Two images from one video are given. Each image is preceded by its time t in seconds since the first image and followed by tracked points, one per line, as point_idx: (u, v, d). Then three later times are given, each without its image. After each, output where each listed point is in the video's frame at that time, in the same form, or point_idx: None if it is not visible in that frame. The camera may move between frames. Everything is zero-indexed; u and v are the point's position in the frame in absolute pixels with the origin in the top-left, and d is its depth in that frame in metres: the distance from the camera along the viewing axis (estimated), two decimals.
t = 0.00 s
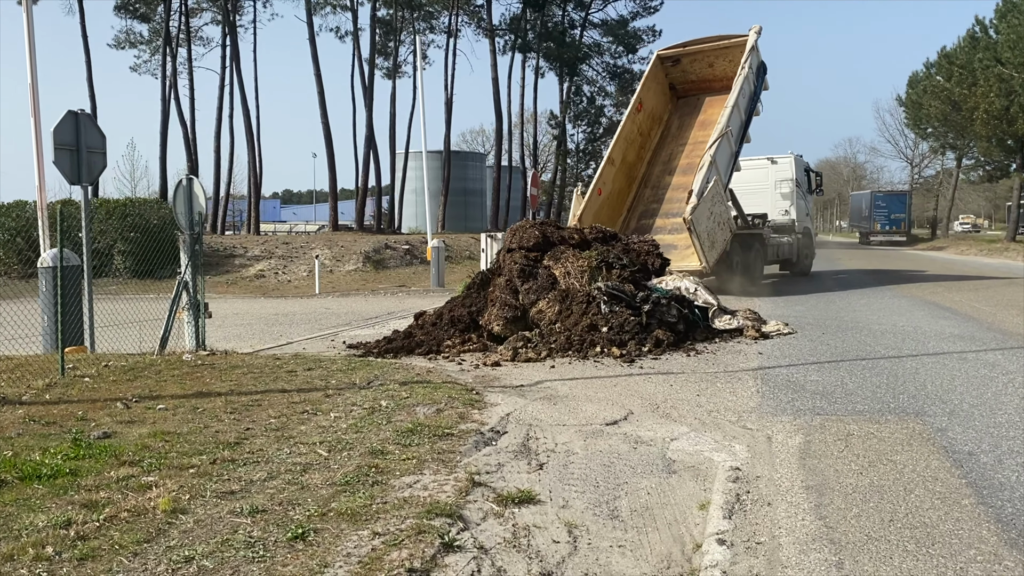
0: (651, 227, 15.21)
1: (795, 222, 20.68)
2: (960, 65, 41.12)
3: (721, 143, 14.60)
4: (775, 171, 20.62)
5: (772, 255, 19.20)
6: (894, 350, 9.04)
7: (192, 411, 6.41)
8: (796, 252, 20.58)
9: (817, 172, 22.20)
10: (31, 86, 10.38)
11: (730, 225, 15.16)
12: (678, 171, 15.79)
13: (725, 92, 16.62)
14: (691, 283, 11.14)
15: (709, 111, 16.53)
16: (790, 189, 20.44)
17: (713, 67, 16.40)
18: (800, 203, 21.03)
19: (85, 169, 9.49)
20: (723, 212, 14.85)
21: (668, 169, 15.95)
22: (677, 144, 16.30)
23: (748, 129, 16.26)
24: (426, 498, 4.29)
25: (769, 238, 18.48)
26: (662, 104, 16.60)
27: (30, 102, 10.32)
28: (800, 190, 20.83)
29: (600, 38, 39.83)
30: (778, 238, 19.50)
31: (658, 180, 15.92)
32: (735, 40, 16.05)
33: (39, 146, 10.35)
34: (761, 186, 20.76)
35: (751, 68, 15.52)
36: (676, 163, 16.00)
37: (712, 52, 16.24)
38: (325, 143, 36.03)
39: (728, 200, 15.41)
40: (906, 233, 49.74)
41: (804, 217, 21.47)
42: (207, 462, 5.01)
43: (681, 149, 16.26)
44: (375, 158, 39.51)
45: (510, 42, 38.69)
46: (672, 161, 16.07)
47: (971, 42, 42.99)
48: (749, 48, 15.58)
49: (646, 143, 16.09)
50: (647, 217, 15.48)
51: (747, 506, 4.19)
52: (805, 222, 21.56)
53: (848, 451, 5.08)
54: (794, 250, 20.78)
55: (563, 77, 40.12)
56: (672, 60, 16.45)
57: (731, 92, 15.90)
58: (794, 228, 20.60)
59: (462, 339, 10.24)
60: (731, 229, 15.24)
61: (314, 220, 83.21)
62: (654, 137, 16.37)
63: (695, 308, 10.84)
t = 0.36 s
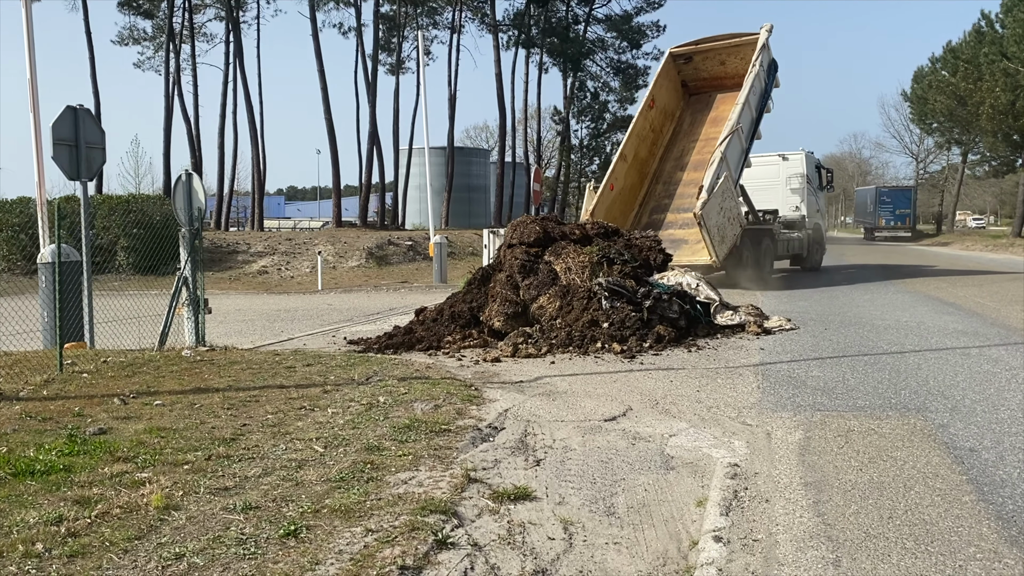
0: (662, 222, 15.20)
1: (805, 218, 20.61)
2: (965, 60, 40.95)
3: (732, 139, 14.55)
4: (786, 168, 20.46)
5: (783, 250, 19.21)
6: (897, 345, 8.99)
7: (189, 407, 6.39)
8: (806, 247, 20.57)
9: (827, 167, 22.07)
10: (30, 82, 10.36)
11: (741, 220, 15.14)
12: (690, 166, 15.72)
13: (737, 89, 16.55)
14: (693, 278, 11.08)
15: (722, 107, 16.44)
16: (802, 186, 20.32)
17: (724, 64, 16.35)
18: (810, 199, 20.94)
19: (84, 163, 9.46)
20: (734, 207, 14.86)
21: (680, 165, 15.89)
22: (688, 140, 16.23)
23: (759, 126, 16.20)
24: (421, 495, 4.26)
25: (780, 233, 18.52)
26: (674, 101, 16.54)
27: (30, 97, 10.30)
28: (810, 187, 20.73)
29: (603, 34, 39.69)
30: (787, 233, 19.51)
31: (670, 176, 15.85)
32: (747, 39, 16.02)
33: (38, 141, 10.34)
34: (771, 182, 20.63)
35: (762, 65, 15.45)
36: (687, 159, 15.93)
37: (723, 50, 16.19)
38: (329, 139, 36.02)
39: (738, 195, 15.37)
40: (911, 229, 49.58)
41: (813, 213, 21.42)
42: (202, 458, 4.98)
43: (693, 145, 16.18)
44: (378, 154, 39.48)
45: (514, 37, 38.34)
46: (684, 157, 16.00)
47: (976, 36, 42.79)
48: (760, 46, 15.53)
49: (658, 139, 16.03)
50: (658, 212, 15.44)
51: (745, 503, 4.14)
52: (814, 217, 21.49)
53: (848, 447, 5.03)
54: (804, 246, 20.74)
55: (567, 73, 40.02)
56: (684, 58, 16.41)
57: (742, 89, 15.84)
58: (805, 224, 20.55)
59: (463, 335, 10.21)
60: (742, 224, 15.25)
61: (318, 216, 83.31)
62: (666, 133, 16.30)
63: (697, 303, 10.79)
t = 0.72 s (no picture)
0: (675, 219, 15.56)
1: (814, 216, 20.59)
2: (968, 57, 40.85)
3: (745, 139, 14.84)
4: (795, 165, 20.46)
5: (791, 247, 19.27)
6: (899, 342, 8.95)
7: (188, 405, 6.37)
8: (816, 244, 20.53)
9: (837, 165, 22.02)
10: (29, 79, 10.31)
11: (752, 217, 15.43)
12: (702, 164, 16.05)
13: (750, 89, 16.85)
14: (695, 275, 11.02)
15: (735, 107, 16.75)
16: (810, 183, 20.28)
17: (738, 65, 16.67)
18: (819, 196, 20.93)
19: (84, 161, 9.44)
20: (746, 205, 15.16)
21: (693, 163, 16.21)
22: (702, 138, 16.54)
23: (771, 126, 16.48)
24: (420, 494, 4.23)
25: (789, 230, 18.64)
26: (688, 100, 16.86)
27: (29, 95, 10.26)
28: (819, 184, 20.69)
29: (605, 31, 39.59)
30: (796, 230, 19.60)
31: (683, 173, 16.19)
32: (760, 39, 16.33)
33: (38, 140, 10.31)
34: (780, 180, 20.62)
35: (775, 66, 15.74)
36: (700, 157, 16.26)
37: (737, 50, 16.52)
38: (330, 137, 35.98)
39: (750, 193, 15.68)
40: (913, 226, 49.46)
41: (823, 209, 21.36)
42: (200, 457, 4.95)
43: (706, 143, 16.51)
44: (380, 152, 39.45)
45: (516, 35, 38.24)
46: (697, 155, 16.33)
47: (979, 33, 42.58)
48: (773, 47, 15.82)
49: (672, 138, 16.36)
50: (671, 209, 15.79)
51: (747, 502, 4.11)
52: (824, 214, 21.47)
53: (851, 445, 4.99)
54: (813, 243, 20.73)
55: (569, 70, 39.94)
56: (699, 58, 16.74)
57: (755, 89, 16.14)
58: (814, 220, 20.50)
59: (463, 333, 10.18)
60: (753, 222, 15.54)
61: (320, 215, 83.31)
62: (680, 131, 16.63)
63: (699, 301, 10.75)
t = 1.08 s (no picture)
0: (684, 218, 15.83)
1: (823, 214, 20.74)
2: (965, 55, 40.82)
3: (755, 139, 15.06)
4: (803, 164, 20.64)
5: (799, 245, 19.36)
6: (900, 342, 8.88)
7: (182, 407, 6.29)
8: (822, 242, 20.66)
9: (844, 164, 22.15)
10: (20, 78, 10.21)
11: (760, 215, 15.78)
12: (712, 164, 16.25)
13: (760, 90, 17.06)
14: (694, 274, 10.94)
15: (744, 108, 16.96)
16: (818, 182, 20.44)
17: (748, 67, 16.86)
18: (826, 195, 21.08)
19: (76, 161, 9.33)
20: (754, 204, 15.51)
21: (702, 163, 16.42)
22: (711, 139, 16.74)
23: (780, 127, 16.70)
24: (416, 499, 4.15)
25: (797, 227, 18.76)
26: (698, 100, 17.03)
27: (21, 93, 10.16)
28: (826, 183, 20.86)
29: (603, 30, 39.49)
30: (804, 228, 19.69)
31: (692, 173, 16.39)
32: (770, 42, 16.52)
33: (30, 139, 10.22)
34: (788, 179, 20.81)
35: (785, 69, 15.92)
36: (710, 158, 16.46)
37: (747, 52, 16.70)
38: (328, 136, 35.88)
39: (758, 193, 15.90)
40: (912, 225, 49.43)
41: (831, 208, 21.51)
42: (191, 461, 4.87)
43: (716, 144, 16.70)
44: (378, 151, 39.33)
45: (513, 33, 38.18)
46: (706, 155, 16.53)
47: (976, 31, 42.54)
48: (783, 50, 16.01)
49: (683, 138, 16.54)
50: (680, 208, 16.02)
51: (748, 507, 4.03)
52: (831, 213, 21.57)
53: (853, 448, 4.91)
54: (822, 241, 20.81)
55: (566, 69, 39.83)
56: (710, 59, 16.91)
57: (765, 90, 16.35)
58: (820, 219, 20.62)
59: (460, 333, 10.08)
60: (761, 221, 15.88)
61: (317, 214, 83.20)
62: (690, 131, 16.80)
63: (697, 300, 10.66)
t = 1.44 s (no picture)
0: (690, 217, 16.34)
1: (824, 214, 20.89)
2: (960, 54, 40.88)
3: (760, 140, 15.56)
4: (804, 165, 20.66)
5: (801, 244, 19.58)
6: (898, 343, 8.80)
7: (170, 412, 6.17)
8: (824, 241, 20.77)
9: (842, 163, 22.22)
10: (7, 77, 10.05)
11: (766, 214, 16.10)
12: (717, 165, 16.78)
13: (764, 93, 17.56)
14: (690, 275, 10.86)
15: (748, 110, 17.48)
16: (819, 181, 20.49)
17: (752, 69, 17.37)
18: (827, 194, 21.15)
19: (63, 162, 9.19)
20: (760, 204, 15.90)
21: (708, 163, 16.95)
22: (716, 140, 17.29)
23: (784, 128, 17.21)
24: (407, 508, 4.03)
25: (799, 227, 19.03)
26: (704, 102, 17.56)
27: (7, 93, 10.01)
28: (827, 182, 20.93)
29: (597, 29, 39.40)
30: (806, 227, 19.93)
31: (698, 173, 16.93)
32: (775, 45, 17.02)
33: (17, 139, 10.08)
34: (790, 179, 20.83)
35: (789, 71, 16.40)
36: (715, 158, 16.98)
37: (752, 55, 17.20)
38: (322, 136, 35.72)
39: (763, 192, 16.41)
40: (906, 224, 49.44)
41: (830, 207, 21.63)
42: (178, 468, 4.75)
43: (720, 144, 17.23)
44: (372, 151, 39.16)
45: (508, 33, 38.07)
46: (712, 156, 17.05)
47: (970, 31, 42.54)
48: (787, 53, 16.51)
49: (688, 138, 17.08)
50: (686, 207, 16.55)
51: (748, 514, 3.94)
52: (831, 212, 21.74)
53: (854, 453, 4.81)
54: (823, 240, 21.00)
55: (560, 69, 39.74)
56: (715, 62, 17.41)
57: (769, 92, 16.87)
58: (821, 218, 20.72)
59: (454, 335, 9.97)
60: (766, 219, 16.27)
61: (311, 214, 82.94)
62: (695, 132, 17.34)
63: (693, 301, 10.57)
